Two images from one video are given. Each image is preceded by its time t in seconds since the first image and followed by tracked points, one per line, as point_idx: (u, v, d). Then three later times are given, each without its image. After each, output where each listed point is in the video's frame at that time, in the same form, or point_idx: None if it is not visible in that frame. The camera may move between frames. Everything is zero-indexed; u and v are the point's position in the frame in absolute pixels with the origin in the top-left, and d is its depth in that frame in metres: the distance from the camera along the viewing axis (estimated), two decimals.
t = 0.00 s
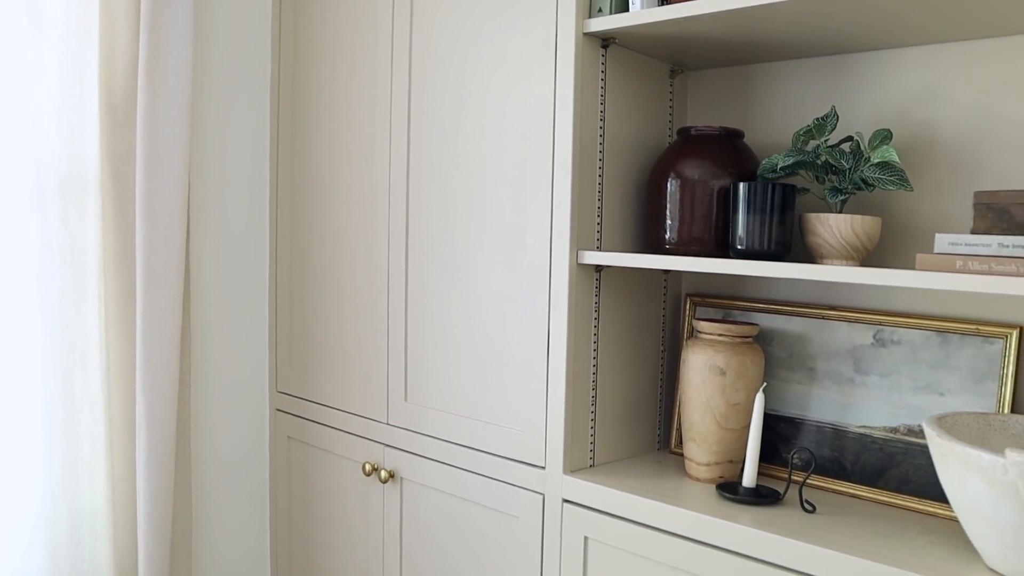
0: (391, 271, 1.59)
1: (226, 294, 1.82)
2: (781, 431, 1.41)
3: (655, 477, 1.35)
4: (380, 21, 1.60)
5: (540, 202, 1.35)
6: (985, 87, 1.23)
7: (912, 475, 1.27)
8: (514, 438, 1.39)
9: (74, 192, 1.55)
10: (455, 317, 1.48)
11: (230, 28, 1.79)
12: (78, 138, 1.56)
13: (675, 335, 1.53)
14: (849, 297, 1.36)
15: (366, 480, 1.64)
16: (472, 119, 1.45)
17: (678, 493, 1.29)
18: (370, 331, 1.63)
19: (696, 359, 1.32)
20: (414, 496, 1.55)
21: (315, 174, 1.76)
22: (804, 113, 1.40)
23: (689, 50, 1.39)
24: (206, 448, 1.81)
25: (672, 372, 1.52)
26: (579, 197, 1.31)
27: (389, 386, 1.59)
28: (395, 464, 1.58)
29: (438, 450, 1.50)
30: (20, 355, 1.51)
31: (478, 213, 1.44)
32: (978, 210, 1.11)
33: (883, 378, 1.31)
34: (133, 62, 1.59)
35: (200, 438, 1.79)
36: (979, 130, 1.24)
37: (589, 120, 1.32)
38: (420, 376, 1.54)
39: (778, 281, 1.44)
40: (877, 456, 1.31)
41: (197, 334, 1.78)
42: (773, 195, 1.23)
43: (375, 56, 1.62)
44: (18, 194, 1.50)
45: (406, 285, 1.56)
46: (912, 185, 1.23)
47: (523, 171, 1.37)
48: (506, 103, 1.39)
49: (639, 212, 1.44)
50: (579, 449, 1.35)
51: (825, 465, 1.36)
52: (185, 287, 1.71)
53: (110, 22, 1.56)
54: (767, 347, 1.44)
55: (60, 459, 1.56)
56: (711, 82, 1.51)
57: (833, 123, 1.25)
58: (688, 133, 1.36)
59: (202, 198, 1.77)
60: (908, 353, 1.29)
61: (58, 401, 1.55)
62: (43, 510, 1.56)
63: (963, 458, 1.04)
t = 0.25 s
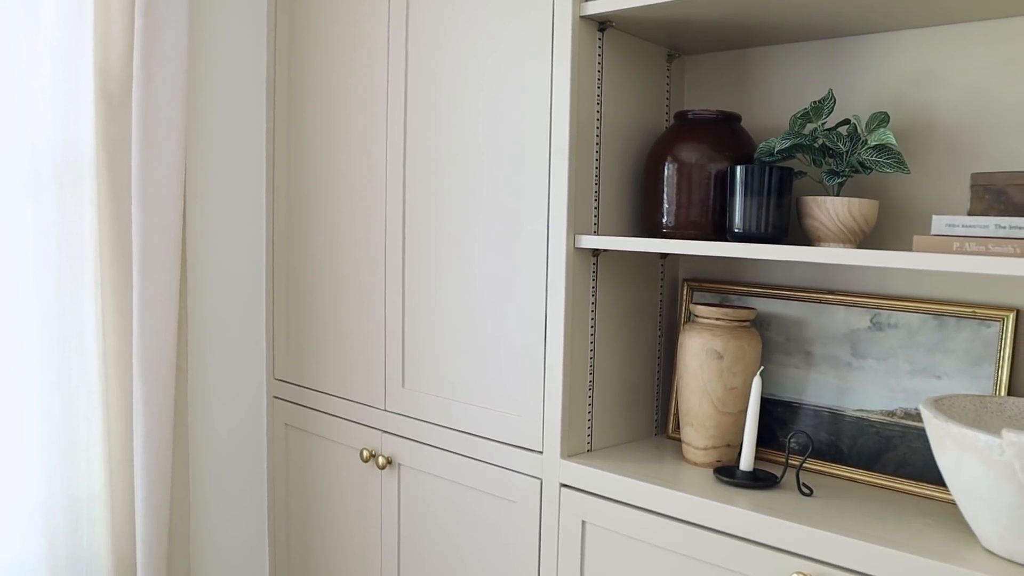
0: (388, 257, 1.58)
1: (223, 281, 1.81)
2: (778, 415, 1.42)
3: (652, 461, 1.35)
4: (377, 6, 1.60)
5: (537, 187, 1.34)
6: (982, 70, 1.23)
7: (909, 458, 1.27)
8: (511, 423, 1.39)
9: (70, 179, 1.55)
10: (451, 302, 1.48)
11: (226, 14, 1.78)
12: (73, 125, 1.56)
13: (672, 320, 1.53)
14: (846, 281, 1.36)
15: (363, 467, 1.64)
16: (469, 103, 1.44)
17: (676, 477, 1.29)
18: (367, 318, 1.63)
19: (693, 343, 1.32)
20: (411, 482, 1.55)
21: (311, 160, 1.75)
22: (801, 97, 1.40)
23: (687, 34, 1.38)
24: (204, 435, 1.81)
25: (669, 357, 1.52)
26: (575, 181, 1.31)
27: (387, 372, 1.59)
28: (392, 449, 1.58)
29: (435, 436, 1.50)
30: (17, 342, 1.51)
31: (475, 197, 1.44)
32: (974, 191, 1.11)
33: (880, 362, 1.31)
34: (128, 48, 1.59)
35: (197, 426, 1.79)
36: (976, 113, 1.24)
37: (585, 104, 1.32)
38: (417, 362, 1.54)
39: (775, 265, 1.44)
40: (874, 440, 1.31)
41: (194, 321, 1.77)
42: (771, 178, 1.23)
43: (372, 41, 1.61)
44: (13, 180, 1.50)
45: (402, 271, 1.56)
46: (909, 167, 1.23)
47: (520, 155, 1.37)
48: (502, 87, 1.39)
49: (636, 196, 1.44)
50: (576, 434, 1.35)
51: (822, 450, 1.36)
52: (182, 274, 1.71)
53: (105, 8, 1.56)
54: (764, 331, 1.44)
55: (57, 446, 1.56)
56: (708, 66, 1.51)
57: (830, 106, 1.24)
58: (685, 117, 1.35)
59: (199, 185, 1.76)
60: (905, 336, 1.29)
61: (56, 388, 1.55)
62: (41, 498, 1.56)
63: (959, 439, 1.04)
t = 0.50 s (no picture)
0: (387, 253, 1.58)
1: (222, 278, 1.81)
2: (778, 409, 1.41)
3: (651, 455, 1.35)
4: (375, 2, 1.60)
5: (535, 181, 1.34)
6: (981, 62, 1.23)
7: (908, 452, 1.27)
8: (510, 418, 1.39)
9: (68, 175, 1.55)
10: (450, 297, 1.48)
11: (224, 11, 1.78)
12: (71, 123, 1.56)
13: (671, 315, 1.53)
14: (845, 275, 1.36)
15: (362, 463, 1.64)
16: (466, 96, 1.44)
17: (675, 471, 1.29)
18: (366, 313, 1.63)
19: (692, 336, 1.32)
20: (410, 477, 1.55)
21: (310, 156, 1.75)
22: (799, 91, 1.40)
23: (685, 28, 1.38)
24: (203, 432, 1.81)
25: (668, 352, 1.52)
26: (574, 175, 1.31)
27: (386, 368, 1.59)
28: (391, 445, 1.58)
29: (434, 431, 1.50)
30: (16, 338, 1.51)
31: (472, 192, 1.44)
32: (973, 183, 1.11)
33: (879, 355, 1.31)
34: (127, 45, 1.59)
35: (196, 423, 1.79)
36: (975, 106, 1.24)
37: (584, 98, 1.32)
38: (416, 358, 1.54)
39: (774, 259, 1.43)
40: (873, 433, 1.31)
41: (193, 317, 1.77)
42: (769, 171, 1.23)
43: (370, 37, 1.61)
44: (12, 177, 1.50)
45: (401, 267, 1.56)
46: (907, 160, 1.23)
47: (518, 150, 1.37)
48: (501, 82, 1.39)
49: (635, 191, 1.44)
50: (575, 429, 1.35)
51: (821, 443, 1.36)
52: (181, 271, 1.71)
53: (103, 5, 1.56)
54: (763, 326, 1.44)
55: (56, 443, 1.56)
56: (706, 61, 1.51)
57: (828, 99, 1.24)
58: (683, 111, 1.35)
59: (197, 182, 1.76)
60: (904, 329, 1.29)
61: (55, 385, 1.55)
62: (40, 495, 1.56)
63: (959, 430, 1.04)
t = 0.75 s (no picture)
0: (386, 247, 1.58)
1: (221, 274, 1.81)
2: (777, 402, 1.41)
3: (651, 448, 1.35)
4: None
5: (534, 174, 1.34)
6: (980, 53, 1.23)
7: (908, 444, 1.27)
8: (510, 411, 1.39)
9: (68, 170, 1.55)
10: (449, 291, 1.48)
11: (223, 7, 1.78)
12: (70, 118, 1.55)
13: (670, 309, 1.53)
14: (845, 268, 1.36)
15: (362, 458, 1.64)
16: (464, 90, 1.44)
17: (675, 464, 1.29)
18: (366, 307, 1.63)
19: (692, 329, 1.32)
20: (410, 472, 1.55)
21: (309, 151, 1.75)
22: (798, 83, 1.40)
23: (684, 21, 1.38)
24: (202, 428, 1.80)
25: (667, 345, 1.52)
26: (573, 168, 1.31)
27: (385, 363, 1.59)
28: (391, 440, 1.57)
29: (434, 425, 1.50)
30: (15, 332, 1.51)
31: (471, 185, 1.44)
32: (973, 173, 1.11)
33: (879, 348, 1.31)
34: (126, 41, 1.59)
35: (195, 419, 1.79)
36: (974, 97, 1.24)
37: (583, 91, 1.32)
38: (415, 352, 1.54)
39: (773, 252, 1.43)
40: (873, 426, 1.30)
41: (192, 313, 1.77)
42: (768, 162, 1.23)
43: (369, 32, 1.61)
44: (11, 172, 1.50)
45: (400, 261, 1.56)
46: (907, 152, 1.23)
47: (518, 143, 1.37)
48: (500, 75, 1.39)
49: (634, 184, 1.44)
50: (574, 422, 1.35)
51: (821, 436, 1.36)
52: (180, 266, 1.71)
53: None
54: (763, 319, 1.43)
55: (55, 438, 1.56)
56: (705, 54, 1.51)
57: (827, 91, 1.24)
58: (682, 104, 1.35)
59: (197, 178, 1.76)
60: (904, 322, 1.28)
61: (54, 380, 1.55)
62: (39, 490, 1.56)
63: (958, 421, 1.04)
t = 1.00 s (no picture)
0: (384, 238, 1.58)
1: (219, 266, 1.81)
2: (776, 392, 1.41)
3: (649, 438, 1.35)
4: None
5: (531, 164, 1.34)
6: (978, 41, 1.22)
7: (906, 433, 1.27)
8: (508, 402, 1.39)
9: (65, 161, 1.55)
10: (447, 281, 1.48)
11: None
12: (67, 109, 1.55)
13: (668, 299, 1.53)
14: (842, 257, 1.36)
15: (360, 449, 1.64)
16: (461, 80, 1.44)
17: (673, 453, 1.29)
18: (364, 298, 1.62)
19: (689, 319, 1.32)
20: (408, 463, 1.55)
21: (306, 143, 1.75)
22: (796, 73, 1.40)
23: (681, 10, 1.38)
24: (200, 420, 1.80)
25: (665, 336, 1.52)
26: (570, 157, 1.31)
27: (383, 354, 1.59)
28: (389, 431, 1.57)
29: (432, 416, 1.50)
30: (12, 323, 1.51)
31: (468, 176, 1.44)
32: (970, 161, 1.11)
33: (876, 337, 1.31)
34: (123, 32, 1.59)
35: (194, 411, 1.79)
36: (972, 85, 1.23)
37: (580, 81, 1.32)
38: (413, 343, 1.54)
39: (771, 242, 1.43)
40: (871, 415, 1.30)
41: (190, 305, 1.77)
42: (765, 151, 1.23)
43: (367, 23, 1.61)
44: (8, 163, 1.50)
45: (398, 252, 1.56)
46: (905, 140, 1.23)
47: (515, 132, 1.36)
48: (497, 65, 1.39)
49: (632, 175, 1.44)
50: (572, 412, 1.35)
51: (819, 425, 1.36)
52: (178, 258, 1.71)
53: None
54: (761, 309, 1.43)
55: (54, 429, 1.56)
56: (703, 44, 1.50)
57: (825, 80, 1.24)
58: (679, 93, 1.35)
59: (194, 170, 1.76)
60: (902, 310, 1.28)
61: (52, 372, 1.55)
62: (38, 481, 1.56)
63: (956, 408, 1.04)
